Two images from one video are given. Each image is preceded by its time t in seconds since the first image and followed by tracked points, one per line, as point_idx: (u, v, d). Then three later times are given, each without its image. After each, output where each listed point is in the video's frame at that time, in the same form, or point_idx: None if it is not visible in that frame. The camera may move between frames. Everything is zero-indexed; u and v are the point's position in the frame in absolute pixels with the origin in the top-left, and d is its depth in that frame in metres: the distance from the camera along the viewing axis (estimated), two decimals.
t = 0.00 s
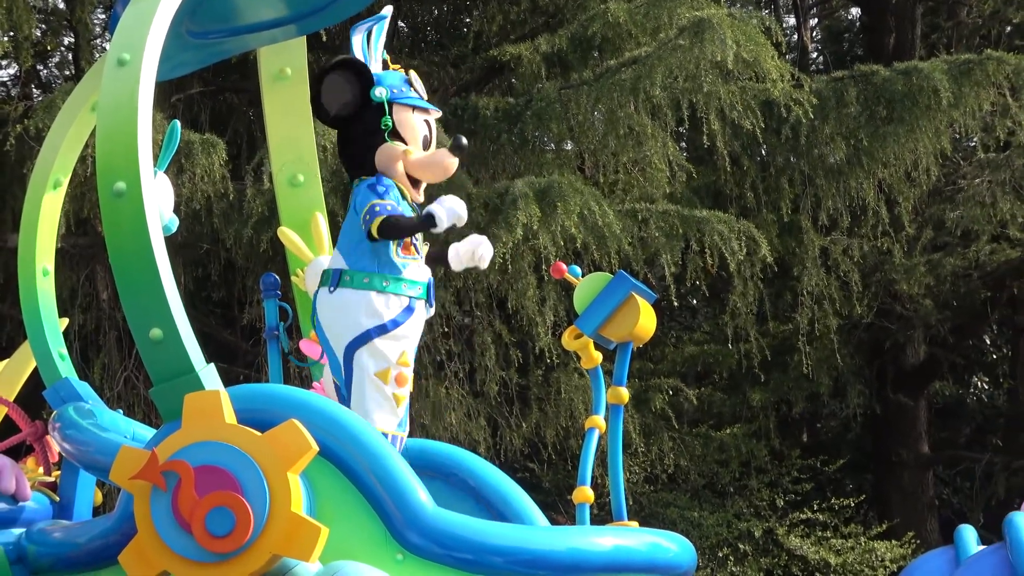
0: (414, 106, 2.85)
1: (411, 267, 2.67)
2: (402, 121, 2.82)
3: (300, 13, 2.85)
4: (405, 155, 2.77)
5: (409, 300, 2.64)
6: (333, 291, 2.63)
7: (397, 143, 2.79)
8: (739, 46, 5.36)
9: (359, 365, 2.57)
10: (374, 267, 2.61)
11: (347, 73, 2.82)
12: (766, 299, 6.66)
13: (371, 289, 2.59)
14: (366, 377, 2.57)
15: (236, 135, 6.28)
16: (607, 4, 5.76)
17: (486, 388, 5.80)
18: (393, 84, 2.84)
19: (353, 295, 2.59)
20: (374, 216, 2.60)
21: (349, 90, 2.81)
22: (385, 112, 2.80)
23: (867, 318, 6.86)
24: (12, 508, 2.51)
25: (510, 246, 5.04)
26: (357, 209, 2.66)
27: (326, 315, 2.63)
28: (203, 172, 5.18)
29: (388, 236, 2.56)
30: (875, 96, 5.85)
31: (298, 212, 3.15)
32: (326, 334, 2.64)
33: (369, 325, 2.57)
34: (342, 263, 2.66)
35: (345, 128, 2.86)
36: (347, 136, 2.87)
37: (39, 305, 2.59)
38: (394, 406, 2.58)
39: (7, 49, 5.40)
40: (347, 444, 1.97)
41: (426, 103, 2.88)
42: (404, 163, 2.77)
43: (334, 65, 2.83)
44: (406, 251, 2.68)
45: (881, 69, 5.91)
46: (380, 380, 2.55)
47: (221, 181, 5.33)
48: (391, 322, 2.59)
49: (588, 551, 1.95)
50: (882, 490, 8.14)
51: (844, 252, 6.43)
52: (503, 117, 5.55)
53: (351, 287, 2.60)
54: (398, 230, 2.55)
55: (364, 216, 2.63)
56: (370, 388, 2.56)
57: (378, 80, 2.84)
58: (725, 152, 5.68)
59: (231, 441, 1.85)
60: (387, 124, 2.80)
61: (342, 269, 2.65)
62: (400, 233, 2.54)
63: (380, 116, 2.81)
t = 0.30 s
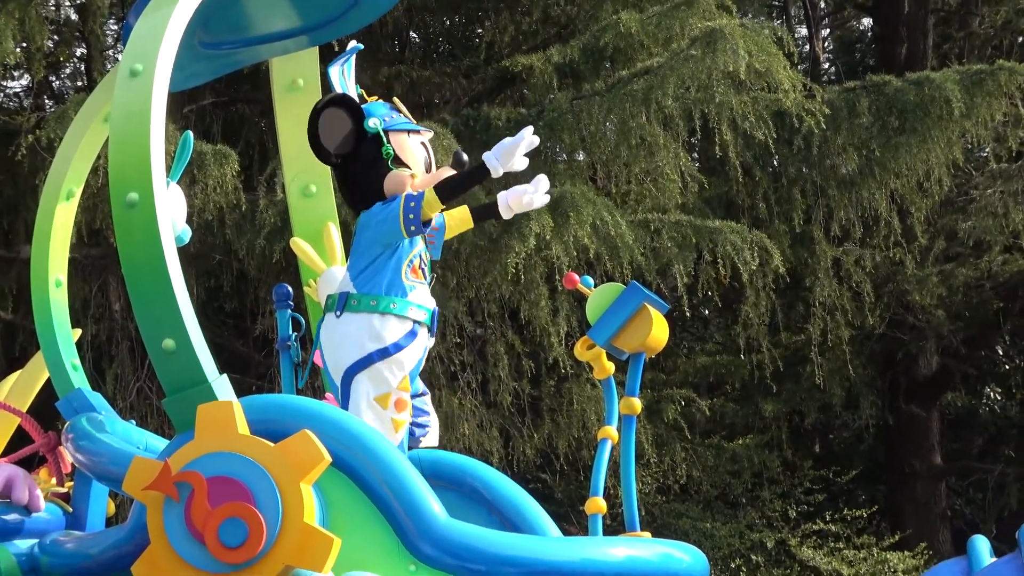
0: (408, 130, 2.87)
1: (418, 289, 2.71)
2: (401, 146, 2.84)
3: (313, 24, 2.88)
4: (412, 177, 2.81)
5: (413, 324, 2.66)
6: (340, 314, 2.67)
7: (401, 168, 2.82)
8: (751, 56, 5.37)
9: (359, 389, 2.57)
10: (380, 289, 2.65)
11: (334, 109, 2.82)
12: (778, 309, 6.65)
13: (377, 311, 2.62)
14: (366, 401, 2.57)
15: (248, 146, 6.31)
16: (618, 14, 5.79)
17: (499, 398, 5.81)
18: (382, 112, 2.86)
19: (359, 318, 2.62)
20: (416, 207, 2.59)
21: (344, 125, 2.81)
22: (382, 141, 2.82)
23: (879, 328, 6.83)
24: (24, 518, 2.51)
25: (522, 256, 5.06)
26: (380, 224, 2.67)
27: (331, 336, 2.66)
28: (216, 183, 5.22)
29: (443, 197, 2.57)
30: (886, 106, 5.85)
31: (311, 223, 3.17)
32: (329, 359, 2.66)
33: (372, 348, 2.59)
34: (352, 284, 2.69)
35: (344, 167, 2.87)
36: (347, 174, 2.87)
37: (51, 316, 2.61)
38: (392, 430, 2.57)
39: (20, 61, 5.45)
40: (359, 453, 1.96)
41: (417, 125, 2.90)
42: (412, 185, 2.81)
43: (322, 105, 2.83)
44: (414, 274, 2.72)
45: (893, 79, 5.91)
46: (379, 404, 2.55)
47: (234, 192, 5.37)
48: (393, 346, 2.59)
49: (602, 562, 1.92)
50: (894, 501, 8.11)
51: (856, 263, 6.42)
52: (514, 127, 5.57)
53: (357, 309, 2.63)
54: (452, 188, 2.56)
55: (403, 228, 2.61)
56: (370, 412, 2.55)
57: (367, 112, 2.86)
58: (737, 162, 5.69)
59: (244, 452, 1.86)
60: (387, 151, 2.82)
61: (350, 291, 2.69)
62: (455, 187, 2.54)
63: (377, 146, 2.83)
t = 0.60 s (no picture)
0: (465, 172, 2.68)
1: (426, 321, 2.56)
2: (451, 186, 2.64)
3: (323, 35, 2.90)
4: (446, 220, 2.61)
5: (417, 352, 2.51)
6: (342, 333, 2.53)
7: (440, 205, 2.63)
8: (760, 67, 5.39)
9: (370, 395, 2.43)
10: (385, 314, 2.50)
11: (405, 122, 2.68)
12: (788, 320, 6.64)
13: (380, 336, 2.48)
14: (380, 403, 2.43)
15: (258, 157, 6.34)
16: (627, 26, 5.81)
17: (509, 409, 5.82)
18: (451, 140, 2.68)
19: (361, 340, 2.49)
20: (418, 253, 2.49)
21: (405, 139, 2.67)
22: (435, 173, 2.64)
23: (889, 339, 6.81)
24: (35, 529, 2.54)
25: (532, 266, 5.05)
26: (385, 254, 2.54)
27: (335, 357, 2.52)
28: (226, 195, 5.25)
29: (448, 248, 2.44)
30: (896, 117, 5.85)
31: (320, 234, 3.19)
32: (335, 381, 2.52)
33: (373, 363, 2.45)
34: (357, 306, 2.56)
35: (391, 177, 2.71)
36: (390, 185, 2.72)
37: (61, 327, 2.62)
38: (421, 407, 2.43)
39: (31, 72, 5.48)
40: (367, 462, 1.96)
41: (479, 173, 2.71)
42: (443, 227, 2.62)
43: (396, 113, 2.70)
44: (422, 306, 2.57)
45: (903, 90, 5.92)
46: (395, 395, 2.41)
47: (244, 203, 5.40)
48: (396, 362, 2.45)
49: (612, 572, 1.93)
50: (904, 512, 8.07)
51: (865, 274, 6.41)
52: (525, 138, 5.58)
53: (359, 332, 2.49)
54: (451, 244, 2.45)
55: (403, 264, 2.50)
56: (390, 402, 2.42)
57: (435, 137, 2.67)
58: (747, 173, 5.68)
59: (254, 462, 1.87)
60: (435, 184, 2.63)
61: (354, 312, 2.55)
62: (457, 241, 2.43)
63: (430, 174, 2.65)
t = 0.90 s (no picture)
0: (510, 194, 2.72)
1: (455, 323, 2.60)
2: (492, 202, 2.69)
3: (331, 41, 2.91)
4: (477, 236, 2.66)
5: (449, 357, 2.56)
6: (374, 342, 2.58)
7: (476, 218, 2.67)
8: (770, 73, 5.40)
9: (396, 419, 2.48)
10: (415, 320, 2.55)
11: (464, 130, 2.70)
12: (797, 327, 6.62)
13: (411, 343, 2.53)
14: (404, 432, 2.48)
15: (267, 163, 6.36)
16: (637, 32, 5.84)
17: (517, 415, 5.82)
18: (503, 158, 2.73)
19: (394, 348, 2.54)
20: (450, 275, 2.47)
21: (461, 147, 2.70)
22: (479, 186, 2.67)
23: (898, 345, 6.79)
24: (43, 534, 2.53)
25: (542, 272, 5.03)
26: (413, 262, 2.57)
27: (367, 366, 2.57)
28: (234, 200, 5.27)
29: (476, 284, 2.42)
30: (905, 123, 5.85)
31: (329, 239, 3.21)
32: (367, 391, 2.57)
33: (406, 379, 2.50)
34: (387, 314, 2.60)
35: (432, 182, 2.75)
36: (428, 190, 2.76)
37: (70, 332, 2.64)
38: (434, 460, 2.47)
39: (40, 77, 5.51)
40: (381, 473, 1.98)
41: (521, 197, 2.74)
42: (472, 242, 2.66)
43: (454, 120, 2.71)
44: (451, 308, 2.61)
45: (912, 96, 5.92)
46: (418, 433, 2.45)
47: (253, 209, 5.41)
48: (427, 378, 2.50)
49: None
50: (913, 518, 8.04)
51: (875, 280, 6.39)
52: (534, 145, 5.59)
53: (392, 339, 2.55)
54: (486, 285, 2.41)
55: (433, 274, 2.51)
56: (408, 444, 2.46)
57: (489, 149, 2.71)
58: (755, 180, 5.68)
59: (262, 468, 1.89)
60: (475, 198, 2.67)
61: (385, 320, 2.59)
62: (490, 287, 2.39)
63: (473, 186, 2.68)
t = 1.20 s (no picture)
0: (531, 167, 2.78)
1: (506, 312, 2.64)
2: (516, 180, 2.75)
3: (340, 48, 2.92)
4: (513, 215, 2.70)
5: (501, 346, 2.59)
6: (427, 341, 2.64)
7: (505, 199, 2.74)
8: (779, 78, 5.41)
9: (461, 405, 2.52)
10: (465, 313, 2.60)
11: (468, 120, 2.79)
12: (807, 332, 6.60)
13: (462, 335, 2.57)
14: (472, 415, 2.51)
15: (277, 170, 6.37)
16: (646, 38, 5.85)
17: (526, 422, 5.82)
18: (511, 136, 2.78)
19: (446, 343, 2.58)
20: (478, 246, 2.57)
21: (470, 138, 2.79)
22: (499, 167, 2.76)
23: (908, 351, 6.76)
24: (52, 542, 2.56)
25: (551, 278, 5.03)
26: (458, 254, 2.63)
27: (423, 364, 2.62)
28: (244, 208, 5.30)
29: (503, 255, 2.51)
30: (915, 128, 5.85)
31: (339, 246, 3.22)
32: (426, 389, 2.61)
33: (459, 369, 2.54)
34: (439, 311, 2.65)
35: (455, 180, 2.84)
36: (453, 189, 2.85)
37: (81, 340, 2.66)
38: (511, 431, 2.48)
39: (50, 85, 5.53)
40: (390, 480, 2.03)
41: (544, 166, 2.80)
42: (509, 223, 2.70)
43: (461, 111, 2.80)
44: (500, 297, 2.64)
45: (921, 101, 5.92)
46: (482, 409, 2.48)
47: (263, 216, 5.42)
48: (476, 364, 2.53)
49: None
50: (924, 523, 8.02)
51: (885, 285, 6.38)
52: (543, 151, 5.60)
53: (443, 335, 2.59)
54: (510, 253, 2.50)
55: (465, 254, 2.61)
56: (483, 423, 2.49)
57: (501, 134, 2.79)
58: (765, 185, 5.68)
59: (273, 475, 1.95)
60: (499, 180, 2.75)
61: (436, 317, 2.65)
62: (514, 254, 2.49)
63: (493, 170, 2.76)
